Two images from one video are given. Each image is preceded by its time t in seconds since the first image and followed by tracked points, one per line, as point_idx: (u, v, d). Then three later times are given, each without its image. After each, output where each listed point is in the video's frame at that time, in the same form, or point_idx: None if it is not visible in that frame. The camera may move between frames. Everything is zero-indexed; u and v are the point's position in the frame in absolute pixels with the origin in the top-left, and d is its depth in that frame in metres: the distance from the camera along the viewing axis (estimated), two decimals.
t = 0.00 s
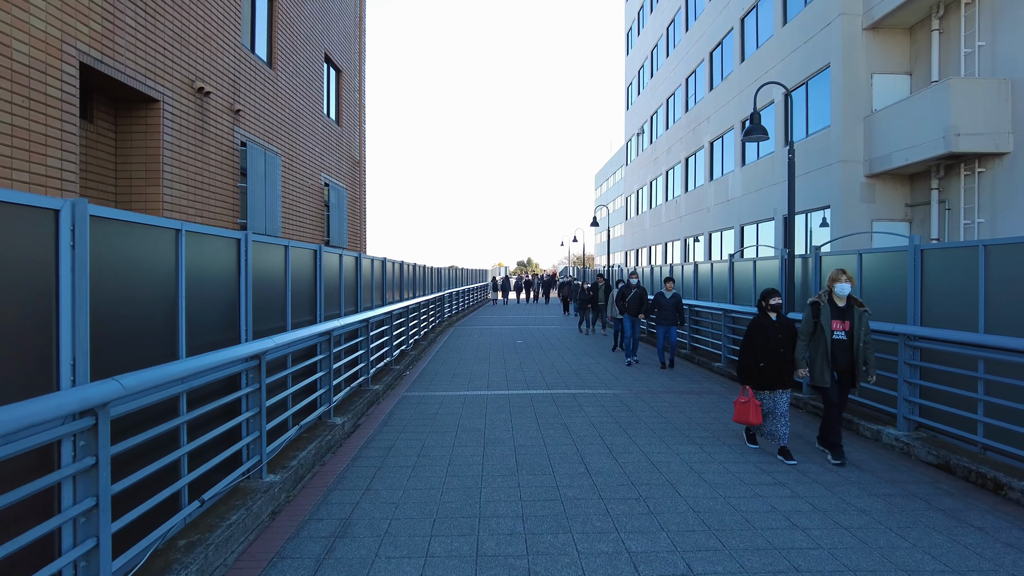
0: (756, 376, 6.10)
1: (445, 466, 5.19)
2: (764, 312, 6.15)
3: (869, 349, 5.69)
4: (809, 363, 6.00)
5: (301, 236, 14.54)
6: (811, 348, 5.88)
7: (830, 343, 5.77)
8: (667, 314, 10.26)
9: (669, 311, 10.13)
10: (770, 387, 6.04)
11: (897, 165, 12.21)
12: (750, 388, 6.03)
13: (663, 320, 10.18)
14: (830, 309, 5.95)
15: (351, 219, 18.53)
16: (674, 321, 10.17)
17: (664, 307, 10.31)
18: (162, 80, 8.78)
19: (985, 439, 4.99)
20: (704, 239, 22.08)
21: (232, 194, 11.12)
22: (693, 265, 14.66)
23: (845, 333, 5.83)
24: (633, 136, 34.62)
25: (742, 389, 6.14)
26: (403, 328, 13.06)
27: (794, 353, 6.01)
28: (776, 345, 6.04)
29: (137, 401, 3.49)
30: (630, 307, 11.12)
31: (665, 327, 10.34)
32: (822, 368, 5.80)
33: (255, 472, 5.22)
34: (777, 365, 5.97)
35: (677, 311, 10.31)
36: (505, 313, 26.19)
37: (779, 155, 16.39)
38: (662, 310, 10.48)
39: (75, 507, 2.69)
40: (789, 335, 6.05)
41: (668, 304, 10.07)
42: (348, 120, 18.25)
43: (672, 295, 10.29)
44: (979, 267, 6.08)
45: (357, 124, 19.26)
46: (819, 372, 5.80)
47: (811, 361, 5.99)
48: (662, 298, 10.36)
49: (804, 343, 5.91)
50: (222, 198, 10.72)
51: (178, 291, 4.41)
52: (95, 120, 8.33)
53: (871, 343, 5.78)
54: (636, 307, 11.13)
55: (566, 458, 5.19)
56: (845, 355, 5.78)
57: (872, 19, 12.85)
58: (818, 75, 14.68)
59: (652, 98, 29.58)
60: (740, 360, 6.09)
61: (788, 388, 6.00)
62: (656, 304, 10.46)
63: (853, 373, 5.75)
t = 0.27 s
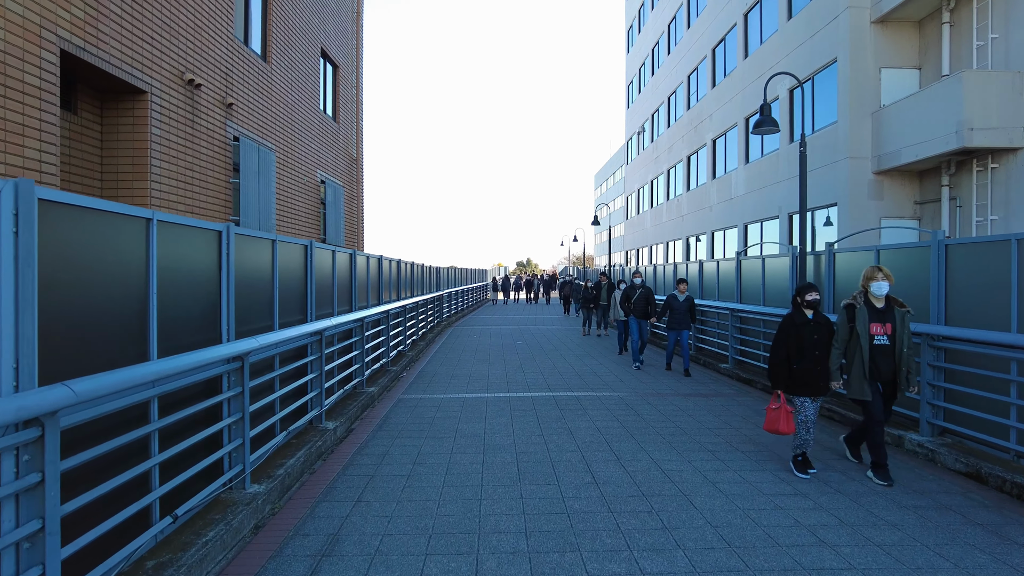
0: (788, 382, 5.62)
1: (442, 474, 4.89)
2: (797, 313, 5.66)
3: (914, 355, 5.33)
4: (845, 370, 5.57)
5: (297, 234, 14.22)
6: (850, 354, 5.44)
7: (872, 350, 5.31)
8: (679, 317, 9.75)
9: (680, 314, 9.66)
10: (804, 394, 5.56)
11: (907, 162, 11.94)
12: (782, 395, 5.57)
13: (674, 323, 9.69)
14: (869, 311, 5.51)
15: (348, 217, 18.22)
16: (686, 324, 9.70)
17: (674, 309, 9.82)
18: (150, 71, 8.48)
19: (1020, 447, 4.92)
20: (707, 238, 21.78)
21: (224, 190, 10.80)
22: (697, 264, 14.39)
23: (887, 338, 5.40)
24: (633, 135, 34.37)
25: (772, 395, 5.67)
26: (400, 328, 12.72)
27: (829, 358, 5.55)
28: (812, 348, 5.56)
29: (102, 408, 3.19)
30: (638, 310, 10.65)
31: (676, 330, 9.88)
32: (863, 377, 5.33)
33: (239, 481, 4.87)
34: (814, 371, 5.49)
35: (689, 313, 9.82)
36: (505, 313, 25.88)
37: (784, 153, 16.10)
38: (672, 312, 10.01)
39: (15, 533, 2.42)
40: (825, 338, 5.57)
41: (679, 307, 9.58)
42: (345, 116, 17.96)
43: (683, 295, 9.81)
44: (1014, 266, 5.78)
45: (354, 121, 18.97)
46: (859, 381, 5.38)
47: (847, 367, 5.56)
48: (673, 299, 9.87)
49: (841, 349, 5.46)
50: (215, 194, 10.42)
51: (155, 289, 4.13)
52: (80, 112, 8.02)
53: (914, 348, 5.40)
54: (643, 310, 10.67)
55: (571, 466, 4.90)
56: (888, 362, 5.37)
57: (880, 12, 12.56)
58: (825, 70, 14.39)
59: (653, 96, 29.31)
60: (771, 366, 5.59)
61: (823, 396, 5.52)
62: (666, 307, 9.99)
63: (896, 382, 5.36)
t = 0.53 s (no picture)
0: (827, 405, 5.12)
1: (437, 491, 4.58)
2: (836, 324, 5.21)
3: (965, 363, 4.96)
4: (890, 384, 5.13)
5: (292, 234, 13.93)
6: (898, 366, 5.02)
7: (924, 359, 4.94)
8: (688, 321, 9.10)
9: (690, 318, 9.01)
10: (846, 417, 5.08)
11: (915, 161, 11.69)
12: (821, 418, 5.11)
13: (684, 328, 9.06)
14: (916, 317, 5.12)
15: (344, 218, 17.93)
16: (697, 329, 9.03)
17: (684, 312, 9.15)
18: (138, 65, 8.18)
19: None
20: (709, 239, 21.51)
21: (216, 190, 10.50)
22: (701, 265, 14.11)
23: (938, 346, 5.02)
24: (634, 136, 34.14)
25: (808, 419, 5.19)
26: (397, 331, 12.40)
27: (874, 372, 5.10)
28: (855, 365, 5.09)
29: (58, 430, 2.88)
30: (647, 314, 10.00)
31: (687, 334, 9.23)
32: (914, 390, 4.94)
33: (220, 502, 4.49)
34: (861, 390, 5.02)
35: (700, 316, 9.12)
36: (504, 315, 25.58)
37: (789, 153, 15.83)
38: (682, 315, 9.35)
39: None
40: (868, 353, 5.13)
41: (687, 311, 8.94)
42: (341, 115, 17.68)
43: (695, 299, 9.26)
44: None
45: (351, 120, 18.67)
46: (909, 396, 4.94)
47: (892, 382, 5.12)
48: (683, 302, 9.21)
49: (887, 361, 5.04)
50: (206, 193, 10.11)
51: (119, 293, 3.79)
52: (62, 108, 7.72)
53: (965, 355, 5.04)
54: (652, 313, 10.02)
55: (576, 482, 4.62)
56: (939, 373, 4.97)
57: (889, 8, 12.29)
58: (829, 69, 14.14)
59: (654, 96, 29.08)
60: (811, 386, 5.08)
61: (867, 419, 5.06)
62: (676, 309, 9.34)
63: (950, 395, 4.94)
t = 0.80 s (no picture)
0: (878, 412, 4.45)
1: (433, 501, 4.27)
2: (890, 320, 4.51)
3: None
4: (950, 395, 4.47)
5: (286, 232, 13.61)
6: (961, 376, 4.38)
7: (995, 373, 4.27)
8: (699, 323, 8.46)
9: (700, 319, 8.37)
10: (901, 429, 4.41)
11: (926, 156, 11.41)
12: (874, 426, 4.44)
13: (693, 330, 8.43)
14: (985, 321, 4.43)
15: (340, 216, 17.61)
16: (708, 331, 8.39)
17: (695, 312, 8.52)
18: (122, 54, 7.86)
19: None
20: (711, 237, 21.20)
21: (206, 184, 10.16)
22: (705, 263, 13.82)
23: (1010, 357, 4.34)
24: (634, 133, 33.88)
25: (857, 428, 4.49)
26: (394, 330, 12.04)
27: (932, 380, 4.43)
28: (913, 367, 4.39)
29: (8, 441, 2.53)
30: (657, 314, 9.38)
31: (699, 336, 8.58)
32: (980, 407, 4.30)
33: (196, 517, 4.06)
34: (921, 396, 4.32)
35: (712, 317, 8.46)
36: (503, 315, 25.26)
37: (794, 149, 15.53)
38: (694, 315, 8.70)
39: None
40: (927, 353, 4.46)
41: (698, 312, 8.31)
42: (338, 111, 17.38)
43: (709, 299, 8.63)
44: None
45: (348, 116, 18.36)
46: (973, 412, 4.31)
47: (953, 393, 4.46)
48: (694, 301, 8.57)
49: (947, 368, 4.38)
50: (195, 188, 9.79)
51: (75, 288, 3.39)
52: (42, 97, 7.40)
53: None
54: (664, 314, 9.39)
55: (582, 491, 4.32)
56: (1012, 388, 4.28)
57: None
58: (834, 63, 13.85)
59: (655, 93, 28.82)
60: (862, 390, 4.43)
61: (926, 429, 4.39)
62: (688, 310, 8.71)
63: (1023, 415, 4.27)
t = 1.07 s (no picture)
0: (956, 451, 3.90)
1: (428, 524, 3.98)
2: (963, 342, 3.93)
3: None
4: None
5: (280, 232, 13.29)
6: None
7: None
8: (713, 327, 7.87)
9: (715, 323, 7.78)
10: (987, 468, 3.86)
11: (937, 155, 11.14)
12: (947, 467, 3.87)
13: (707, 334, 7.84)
14: None
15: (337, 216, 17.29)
16: (724, 337, 7.79)
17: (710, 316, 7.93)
18: (106, 46, 7.54)
19: None
20: (714, 237, 20.91)
21: (196, 183, 9.83)
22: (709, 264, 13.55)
23: None
24: (634, 133, 33.63)
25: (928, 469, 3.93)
26: (391, 333, 11.69)
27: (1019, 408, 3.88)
28: (996, 396, 3.84)
29: None
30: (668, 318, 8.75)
31: (713, 342, 7.98)
32: None
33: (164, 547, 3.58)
34: (1006, 432, 3.80)
35: (729, 322, 7.86)
36: (503, 316, 25.00)
37: (799, 147, 15.23)
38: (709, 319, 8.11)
39: None
40: (1011, 379, 3.88)
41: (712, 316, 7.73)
42: (333, 109, 17.09)
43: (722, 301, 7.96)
44: None
45: (344, 114, 18.05)
46: None
47: None
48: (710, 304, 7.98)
49: None
50: (184, 187, 9.46)
51: (17, 297, 2.95)
52: (21, 91, 7.07)
53: None
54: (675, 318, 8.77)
55: (587, 511, 4.02)
56: None
57: None
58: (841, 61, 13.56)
59: (655, 92, 28.57)
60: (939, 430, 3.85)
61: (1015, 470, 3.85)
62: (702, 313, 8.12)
63: None
